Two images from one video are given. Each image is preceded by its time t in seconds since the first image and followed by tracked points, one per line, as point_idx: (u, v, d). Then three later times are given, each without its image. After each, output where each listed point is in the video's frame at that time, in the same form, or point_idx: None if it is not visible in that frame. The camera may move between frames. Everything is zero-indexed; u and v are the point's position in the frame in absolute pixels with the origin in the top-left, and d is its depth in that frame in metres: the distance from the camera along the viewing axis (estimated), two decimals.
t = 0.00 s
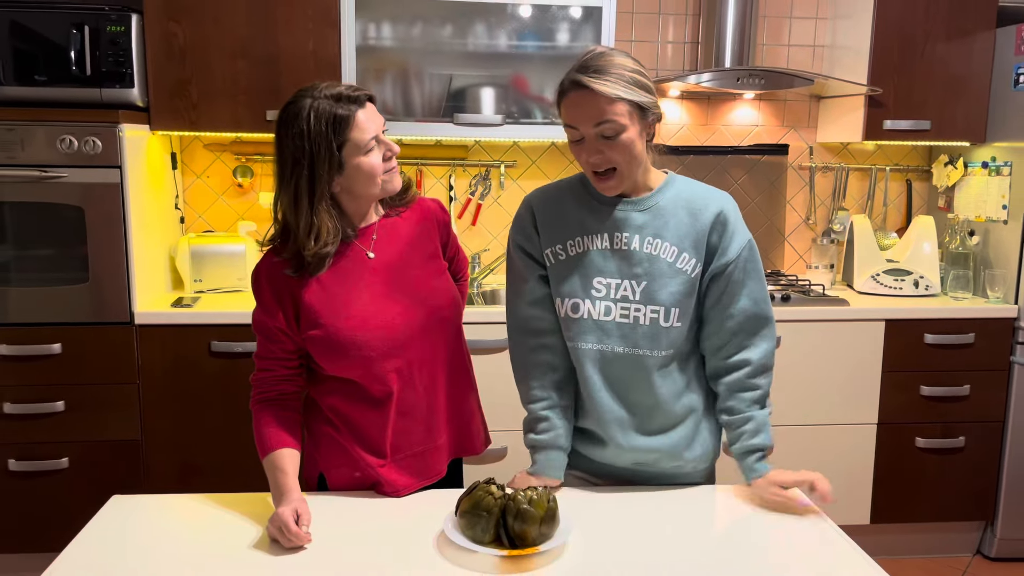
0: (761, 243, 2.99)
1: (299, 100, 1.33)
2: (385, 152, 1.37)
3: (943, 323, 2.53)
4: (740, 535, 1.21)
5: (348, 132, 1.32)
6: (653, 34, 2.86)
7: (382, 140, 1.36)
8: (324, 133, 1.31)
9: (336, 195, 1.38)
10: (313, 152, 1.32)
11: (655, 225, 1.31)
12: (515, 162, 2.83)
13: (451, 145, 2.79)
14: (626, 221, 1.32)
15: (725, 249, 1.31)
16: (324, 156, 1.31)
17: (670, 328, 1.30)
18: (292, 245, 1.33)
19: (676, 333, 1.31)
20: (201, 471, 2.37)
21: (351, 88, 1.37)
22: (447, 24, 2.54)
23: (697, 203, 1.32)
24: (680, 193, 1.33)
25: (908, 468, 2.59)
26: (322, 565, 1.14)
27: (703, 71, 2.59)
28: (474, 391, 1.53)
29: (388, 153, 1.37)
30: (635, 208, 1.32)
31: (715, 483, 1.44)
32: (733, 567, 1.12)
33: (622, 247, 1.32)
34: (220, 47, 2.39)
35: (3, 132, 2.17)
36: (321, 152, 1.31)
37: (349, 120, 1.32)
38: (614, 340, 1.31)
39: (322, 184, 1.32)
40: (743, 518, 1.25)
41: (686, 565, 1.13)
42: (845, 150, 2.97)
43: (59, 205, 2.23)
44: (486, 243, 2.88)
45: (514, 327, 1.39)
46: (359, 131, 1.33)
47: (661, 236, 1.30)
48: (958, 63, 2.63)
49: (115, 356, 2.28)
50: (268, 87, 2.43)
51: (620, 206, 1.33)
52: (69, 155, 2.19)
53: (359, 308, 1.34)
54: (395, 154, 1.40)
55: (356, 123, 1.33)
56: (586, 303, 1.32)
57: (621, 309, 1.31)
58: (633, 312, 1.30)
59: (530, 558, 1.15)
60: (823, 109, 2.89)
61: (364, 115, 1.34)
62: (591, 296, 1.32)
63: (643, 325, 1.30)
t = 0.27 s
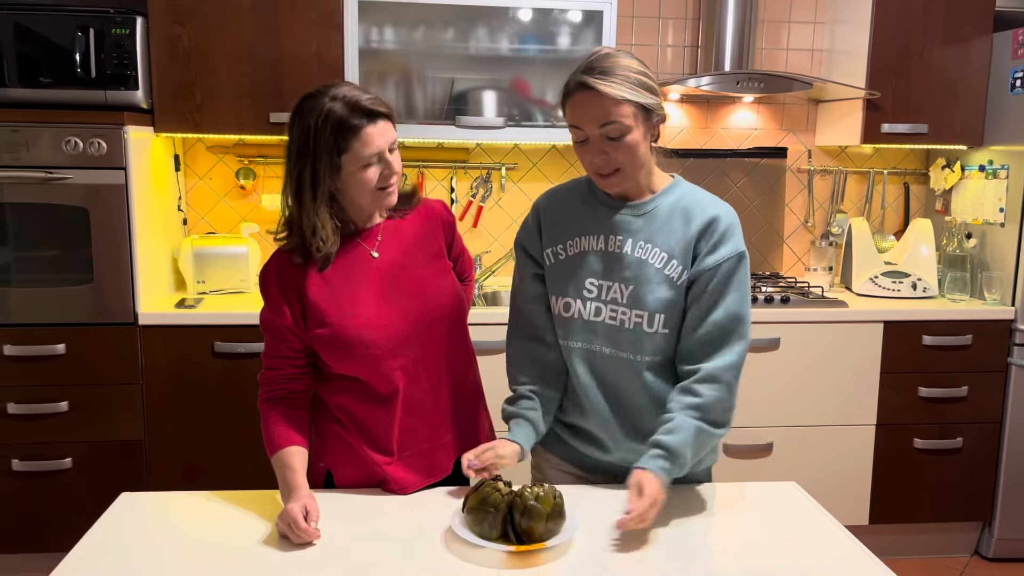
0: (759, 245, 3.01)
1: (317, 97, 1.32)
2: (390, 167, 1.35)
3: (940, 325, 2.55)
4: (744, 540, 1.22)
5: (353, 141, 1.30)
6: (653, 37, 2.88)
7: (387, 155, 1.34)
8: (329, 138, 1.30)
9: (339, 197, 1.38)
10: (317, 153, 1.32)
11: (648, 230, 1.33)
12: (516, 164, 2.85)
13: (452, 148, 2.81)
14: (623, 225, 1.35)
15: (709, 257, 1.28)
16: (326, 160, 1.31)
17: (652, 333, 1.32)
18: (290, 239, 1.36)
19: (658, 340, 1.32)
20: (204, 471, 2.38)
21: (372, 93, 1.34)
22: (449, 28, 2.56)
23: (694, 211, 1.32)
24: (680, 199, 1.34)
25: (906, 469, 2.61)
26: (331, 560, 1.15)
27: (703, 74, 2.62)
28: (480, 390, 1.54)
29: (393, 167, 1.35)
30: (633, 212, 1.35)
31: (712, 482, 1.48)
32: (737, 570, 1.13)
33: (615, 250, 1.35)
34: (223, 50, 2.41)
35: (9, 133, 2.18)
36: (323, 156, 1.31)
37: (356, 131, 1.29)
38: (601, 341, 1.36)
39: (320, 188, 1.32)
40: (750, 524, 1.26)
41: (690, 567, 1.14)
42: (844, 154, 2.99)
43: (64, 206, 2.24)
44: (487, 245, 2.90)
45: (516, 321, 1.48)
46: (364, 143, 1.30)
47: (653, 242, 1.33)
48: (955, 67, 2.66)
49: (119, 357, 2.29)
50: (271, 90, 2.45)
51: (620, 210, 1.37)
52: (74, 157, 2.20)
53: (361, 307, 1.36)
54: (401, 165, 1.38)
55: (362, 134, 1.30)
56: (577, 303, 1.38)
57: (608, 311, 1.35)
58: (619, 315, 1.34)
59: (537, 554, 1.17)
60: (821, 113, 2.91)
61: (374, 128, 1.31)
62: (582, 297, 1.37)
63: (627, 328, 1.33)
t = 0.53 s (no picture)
0: (756, 250, 3.02)
1: (329, 97, 1.31)
2: (384, 179, 1.32)
3: (936, 329, 2.57)
4: (745, 542, 1.24)
5: (349, 146, 1.30)
6: (651, 42, 2.89)
7: (385, 167, 1.31)
8: (327, 139, 1.30)
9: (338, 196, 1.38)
10: (315, 151, 1.33)
11: (638, 239, 1.38)
12: (514, 168, 2.86)
13: (451, 152, 2.82)
14: (616, 234, 1.39)
15: (696, 265, 1.33)
16: (321, 159, 1.32)
17: (640, 341, 1.36)
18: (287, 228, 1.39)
19: (646, 347, 1.36)
20: (202, 474, 2.38)
21: (385, 103, 1.32)
22: (448, 32, 2.57)
23: (682, 218, 1.36)
24: (670, 207, 1.38)
25: (902, 472, 2.63)
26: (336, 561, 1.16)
27: (701, 79, 2.63)
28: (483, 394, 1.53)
29: (389, 180, 1.33)
30: (625, 221, 1.39)
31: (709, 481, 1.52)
32: (739, 570, 1.15)
33: (607, 258, 1.40)
34: (224, 54, 2.42)
35: (9, 136, 2.18)
36: (319, 155, 1.31)
37: (354, 139, 1.28)
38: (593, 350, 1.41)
39: (313, 184, 1.34)
40: (752, 527, 1.28)
41: (693, 568, 1.15)
42: (840, 158, 3.01)
43: (64, 209, 2.24)
44: (485, 249, 2.91)
45: (505, 325, 1.51)
46: (360, 151, 1.29)
47: (642, 250, 1.37)
48: (950, 73, 2.68)
49: (118, 359, 2.29)
50: (271, 93, 2.45)
51: (612, 218, 1.40)
52: (75, 160, 2.20)
53: (366, 309, 1.36)
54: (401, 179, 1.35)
55: (360, 142, 1.29)
56: (569, 312, 1.43)
57: (600, 319, 1.40)
58: (610, 324, 1.38)
59: (539, 555, 1.18)
60: (818, 118, 2.93)
61: (373, 138, 1.29)
62: (574, 305, 1.42)
63: (617, 336, 1.38)
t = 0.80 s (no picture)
0: (754, 251, 3.03)
1: (339, 96, 1.31)
2: (390, 181, 1.32)
3: (933, 330, 2.58)
4: (751, 542, 1.24)
5: (357, 146, 1.29)
6: (649, 44, 2.90)
7: (392, 169, 1.31)
8: (336, 139, 1.30)
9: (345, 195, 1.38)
10: (323, 151, 1.32)
11: (636, 241, 1.38)
12: (513, 169, 2.86)
13: (450, 152, 2.82)
14: (614, 236, 1.40)
15: (696, 264, 1.34)
16: (329, 159, 1.31)
17: (641, 344, 1.36)
18: (297, 228, 1.39)
19: (646, 349, 1.36)
20: (200, 475, 2.37)
21: (395, 104, 1.32)
22: (447, 33, 2.57)
23: (680, 218, 1.37)
24: (667, 208, 1.39)
25: (900, 473, 2.63)
26: (337, 562, 1.15)
27: (699, 81, 2.63)
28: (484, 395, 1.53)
29: (395, 182, 1.32)
30: (622, 223, 1.39)
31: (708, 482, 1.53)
32: (744, 570, 1.15)
33: (604, 261, 1.40)
34: (222, 54, 2.41)
35: (7, 135, 2.17)
36: (327, 154, 1.31)
37: (361, 140, 1.28)
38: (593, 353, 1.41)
39: (321, 184, 1.33)
40: (757, 527, 1.28)
41: (698, 567, 1.16)
42: (837, 160, 3.02)
43: (61, 209, 2.23)
44: (484, 250, 2.90)
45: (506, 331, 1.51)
46: (368, 152, 1.29)
47: (640, 252, 1.37)
48: (947, 75, 2.69)
49: (116, 359, 2.28)
50: (270, 93, 2.45)
51: (609, 221, 1.41)
52: (73, 160, 2.19)
53: (370, 308, 1.36)
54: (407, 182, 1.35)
55: (367, 143, 1.29)
56: (568, 315, 1.42)
57: (599, 322, 1.39)
58: (610, 327, 1.38)
59: (541, 556, 1.18)
60: (815, 120, 2.94)
61: (380, 140, 1.29)
62: (573, 309, 1.42)
63: (617, 339, 1.37)
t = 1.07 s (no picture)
0: (753, 252, 3.03)
1: (348, 94, 1.31)
2: (394, 181, 1.32)
3: (932, 331, 2.58)
4: (753, 542, 1.23)
5: (364, 144, 1.29)
6: (649, 44, 2.90)
7: (397, 168, 1.31)
8: (342, 136, 1.30)
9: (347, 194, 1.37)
10: (329, 147, 1.32)
11: (641, 237, 1.40)
12: (512, 169, 2.86)
13: (448, 152, 2.82)
14: (618, 233, 1.42)
15: (701, 261, 1.36)
16: (335, 155, 1.31)
17: (645, 341, 1.37)
18: (299, 226, 1.38)
19: (650, 347, 1.38)
20: (198, 475, 2.36)
21: (402, 104, 1.32)
22: (446, 32, 2.57)
23: (684, 215, 1.39)
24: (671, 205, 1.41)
25: (898, 474, 2.64)
26: (338, 563, 1.15)
27: (699, 81, 2.63)
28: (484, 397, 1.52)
29: (399, 181, 1.32)
30: (626, 221, 1.41)
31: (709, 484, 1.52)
32: (744, 570, 1.15)
33: (608, 258, 1.42)
34: (221, 52, 2.40)
35: (4, 133, 2.16)
36: (333, 151, 1.30)
37: (368, 138, 1.28)
38: (598, 351, 1.42)
39: (325, 181, 1.33)
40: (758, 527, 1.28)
41: (700, 567, 1.15)
42: (836, 161, 3.02)
43: (59, 208, 2.23)
44: (482, 250, 2.90)
45: (509, 330, 1.53)
46: (374, 151, 1.29)
47: (644, 249, 1.39)
48: (945, 76, 2.69)
49: (113, 359, 2.28)
50: (268, 92, 2.44)
51: (613, 218, 1.43)
52: (70, 158, 2.18)
53: (374, 306, 1.35)
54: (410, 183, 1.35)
55: (374, 142, 1.29)
56: (571, 314, 1.44)
57: (603, 320, 1.41)
58: (614, 325, 1.40)
59: (541, 557, 1.17)
60: (814, 121, 2.94)
61: (387, 139, 1.29)
62: (577, 307, 1.44)
63: (621, 336, 1.39)
